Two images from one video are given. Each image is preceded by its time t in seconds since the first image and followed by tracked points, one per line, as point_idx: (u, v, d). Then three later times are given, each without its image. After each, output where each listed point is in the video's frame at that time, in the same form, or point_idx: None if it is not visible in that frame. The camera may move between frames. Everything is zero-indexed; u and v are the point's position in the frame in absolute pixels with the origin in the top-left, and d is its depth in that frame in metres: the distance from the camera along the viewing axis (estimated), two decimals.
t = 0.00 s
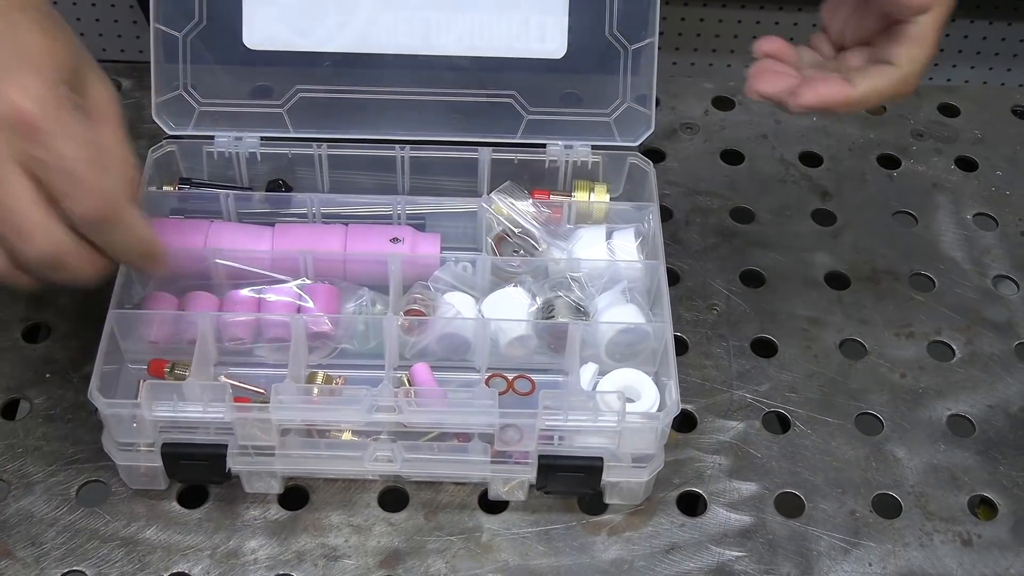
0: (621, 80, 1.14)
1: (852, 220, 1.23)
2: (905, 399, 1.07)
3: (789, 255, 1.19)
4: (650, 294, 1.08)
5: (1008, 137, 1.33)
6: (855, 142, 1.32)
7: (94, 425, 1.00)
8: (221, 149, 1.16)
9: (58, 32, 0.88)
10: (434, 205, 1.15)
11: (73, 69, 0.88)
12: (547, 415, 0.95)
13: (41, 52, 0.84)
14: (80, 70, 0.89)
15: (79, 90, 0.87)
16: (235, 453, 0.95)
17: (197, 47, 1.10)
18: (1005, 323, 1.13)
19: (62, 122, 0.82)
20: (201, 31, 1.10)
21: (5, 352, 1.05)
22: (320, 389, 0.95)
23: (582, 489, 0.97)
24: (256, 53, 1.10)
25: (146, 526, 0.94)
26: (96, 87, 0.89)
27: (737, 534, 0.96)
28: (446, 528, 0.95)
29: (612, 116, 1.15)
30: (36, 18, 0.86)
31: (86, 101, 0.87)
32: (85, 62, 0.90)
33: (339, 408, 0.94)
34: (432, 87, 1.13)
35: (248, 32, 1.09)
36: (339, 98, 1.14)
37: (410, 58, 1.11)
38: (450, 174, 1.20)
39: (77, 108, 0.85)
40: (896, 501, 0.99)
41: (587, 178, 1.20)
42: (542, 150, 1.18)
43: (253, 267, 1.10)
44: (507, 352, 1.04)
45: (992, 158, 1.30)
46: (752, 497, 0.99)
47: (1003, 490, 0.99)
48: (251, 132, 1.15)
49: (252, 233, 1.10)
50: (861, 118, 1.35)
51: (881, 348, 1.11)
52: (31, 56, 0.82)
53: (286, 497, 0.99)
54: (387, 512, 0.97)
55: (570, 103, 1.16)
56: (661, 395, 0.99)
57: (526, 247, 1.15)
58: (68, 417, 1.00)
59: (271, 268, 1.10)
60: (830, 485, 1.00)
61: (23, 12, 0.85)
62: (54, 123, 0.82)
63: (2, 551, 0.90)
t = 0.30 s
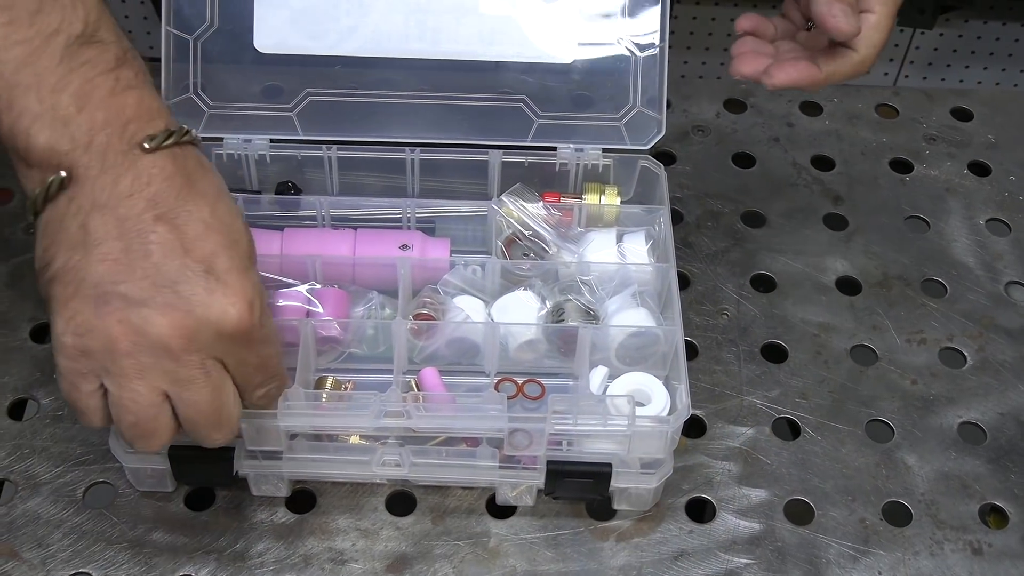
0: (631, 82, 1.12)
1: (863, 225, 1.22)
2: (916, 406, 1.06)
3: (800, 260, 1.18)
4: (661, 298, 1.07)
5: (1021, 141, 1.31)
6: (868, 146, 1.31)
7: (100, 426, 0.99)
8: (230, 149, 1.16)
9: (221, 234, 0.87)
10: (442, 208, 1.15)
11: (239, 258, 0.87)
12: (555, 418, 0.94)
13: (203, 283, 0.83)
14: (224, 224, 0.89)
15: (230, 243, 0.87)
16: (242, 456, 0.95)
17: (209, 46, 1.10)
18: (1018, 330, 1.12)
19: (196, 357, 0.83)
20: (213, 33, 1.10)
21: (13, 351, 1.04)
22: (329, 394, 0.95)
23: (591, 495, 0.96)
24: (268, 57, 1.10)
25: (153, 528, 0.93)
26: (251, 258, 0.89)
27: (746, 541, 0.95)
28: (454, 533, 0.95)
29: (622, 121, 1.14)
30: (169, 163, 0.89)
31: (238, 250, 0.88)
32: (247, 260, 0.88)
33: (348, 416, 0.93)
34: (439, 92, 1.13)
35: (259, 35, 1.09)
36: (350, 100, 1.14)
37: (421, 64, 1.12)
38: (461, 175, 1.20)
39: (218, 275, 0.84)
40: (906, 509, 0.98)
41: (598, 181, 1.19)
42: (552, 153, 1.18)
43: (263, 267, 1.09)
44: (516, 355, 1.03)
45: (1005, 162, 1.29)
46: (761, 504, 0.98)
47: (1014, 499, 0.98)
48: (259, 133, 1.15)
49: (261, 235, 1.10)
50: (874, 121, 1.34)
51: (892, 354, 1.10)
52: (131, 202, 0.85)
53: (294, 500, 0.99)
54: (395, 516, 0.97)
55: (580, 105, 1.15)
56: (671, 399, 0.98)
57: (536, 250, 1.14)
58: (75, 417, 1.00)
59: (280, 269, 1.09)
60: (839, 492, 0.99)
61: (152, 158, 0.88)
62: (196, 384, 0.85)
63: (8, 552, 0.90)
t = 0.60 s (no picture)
0: (648, 88, 1.13)
1: (879, 235, 1.21)
2: (931, 418, 1.05)
3: (815, 270, 1.17)
4: (673, 308, 1.06)
5: None
6: (884, 155, 1.30)
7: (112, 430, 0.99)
8: (244, 153, 1.15)
9: (221, 250, 0.86)
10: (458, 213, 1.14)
11: (239, 272, 0.86)
12: (563, 428, 0.93)
13: (200, 299, 0.82)
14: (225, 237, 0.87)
15: (230, 256, 0.86)
16: (254, 463, 0.95)
17: (226, 48, 1.10)
18: None
19: (192, 373, 0.82)
20: (229, 36, 1.09)
21: (26, 354, 1.04)
22: (334, 399, 0.93)
23: (603, 505, 0.95)
24: (284, 60, 1.10)
25: (164, 534, 0.93)
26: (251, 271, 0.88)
27: (759, 553, 0.94)
28: (465, 542, 0.94)
29: (638, 129, 1.14)
30: (169, 177, 0.88)
31: (238, 265, 0.86)
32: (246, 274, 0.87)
33: (353, 420, 0.92)
34: (455, 96, 1.13)
35: (275, 37, 1.09)
36: (363, 104, 1.14)
37: (436, 67, 1.10)
38: (474, 181, 1.19)
39: (217, 290, 0.83)
40: (921, 523, 0.97)
41: (613, 189, 1.19)
42: (567, 161, 1.17)
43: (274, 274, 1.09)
44: (527, 362, 1.02)
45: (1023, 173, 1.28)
46: (774, 517, 0.97)
47: None
48: (274, 137, 1.14)
49: (272, 240, 1.10)
50: (891, 130, 1.33)
51: (907, 366, 1.09)
52: (130, 215, 0.84)
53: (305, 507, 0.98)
54: (405, 524, 0.96)
55: (595, 112, 1.14)
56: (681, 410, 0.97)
57: (547, 258, 1.14)
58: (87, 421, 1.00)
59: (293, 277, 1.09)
60: (853, 505, 0.98)
61: (150, 171, 0.87)
62: (193, 399, 0.84)
63: (18, 557, 0.89)
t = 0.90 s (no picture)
0: (662, 94, 1.12)
1: (895, 245, 1.20)
2: (946, 431, 1.04)
3: (830, 281, 1.17)
4: (687, 319, 1.06)
5: None
6: (901, 164, 1.29)
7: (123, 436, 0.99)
8: (258, 158, 1.16)
9: (229, 258, 0.86)
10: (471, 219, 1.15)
11: (246, 277, 0.85)
12: (576, 439, 0.92)
13: (210, 303, 0.82)
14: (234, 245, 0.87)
15: (239, 264, 0.86)
16: (264, 471, 0.94)
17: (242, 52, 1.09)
18: None
19: (205, 377, 0.82)
20: (244, 40, 1.09)
21: (38, 358, 1.04)
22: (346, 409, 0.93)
23: (616, 517, 0.94)
24: (298, 65, 1.10)
25: (174, 541, 0.92)
26: (259, 277, 0.88)
27: (772, 566, 0.93)
28: (475, 552, 0.94)
29: (653, 137, 1.13)
30: (178, 185, 0.87)
31: (246, 270, 0.86)
32: (254, 280, 0.87)
33: (365, 429, 0.92)
34: (470, 102, 1.12)
35: (289, 42, 1.09)
36: (378, 110, 1.13)
37: (450, 73, 1.10)
38: (488, 190, 1.20)
39: (226, 295, 0.83)
40: (935, 537, 0.96)
41: (627, 199, 1.19)
42: (581, 169, 1.17)
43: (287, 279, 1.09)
44: (539, 373, 1.02)
45: None
46: (787, 529, 0.96)
47: None
48: (289, 143, 1.14)
49: (286, 246, 1.09)
50: (907, 139, 1.32)
51: (922, 378, 1.08)
52: (138, 225, 0.84)
53: (315, 515, 0.98)
54: (416, 533, 0.96)
55: (610, 118, 1.14)
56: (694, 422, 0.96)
57: (561, 266, 1.13)
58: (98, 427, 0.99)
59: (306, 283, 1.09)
60: (867, 519, 0.97)
61: (158, 180, 0.86)
62: (207, 405, 0.83)
63: (28, 562, 0.89)
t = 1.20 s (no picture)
0: (678, 100, 1.13)
1: (910, 255, 1.19)
2: (960, 442, 1.03)
3: (844, 290, 1.16)
4: (700, 328, 1.06)
5: None
6: (917, 172, 1.28)
7: (134, 439, 0.99)
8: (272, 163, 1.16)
9: (260, 165, 0.92)
10: (484, 225, 1.15)
11: (280, 178, 0.93)
12: (589, 449, 0.92)
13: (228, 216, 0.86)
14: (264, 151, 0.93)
15: (272, 166, 0.93)
16: (275, 475, 0.93)
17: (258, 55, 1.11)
18: None
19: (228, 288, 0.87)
20: (260, 43, 1.10)
21: (50, 360, 1.04)
22: (357, 413, 0.93)
23: (626, 526, 0.94)
24: (314, 70, 1.12)
25: (184, 545, 0.92)
26: (288, 178, 0.93)
27: None
28: (485, 559, 0.93)
29: (667, 145, 1.14)
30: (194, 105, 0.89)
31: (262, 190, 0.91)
32: (286, 180, 0.93)
33: (377, 434, 0.92)
34: (485, 107, 1.13)
35: (304, 46, 1.10)
36: (391, 115, 1.13)
37: (463, 79, 1.11)
38: (503, 196, 1.20)
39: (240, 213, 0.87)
40: (948, 550, 0.95)
41: (641, 206, 1.19)
42: (595, 176, 1.17)
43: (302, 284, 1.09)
44: (551, 381, 1.01)
45: None
46: (799, 540, 0.95)
47: None
48: (302, 146, 1.14)
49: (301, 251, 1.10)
50: (923, 148, 1.31)
51: (936, 389, 1.07)
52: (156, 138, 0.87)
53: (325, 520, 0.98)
54: (426, 539, 0.95)
55: (624, 125, 1.14)
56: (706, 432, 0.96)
57: (575, 274, 1.12)
58: (110, 430, 0.99)
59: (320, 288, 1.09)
60: (879, 530, 0.96)
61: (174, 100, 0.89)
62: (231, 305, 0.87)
63: (40, 566, 0.89)
